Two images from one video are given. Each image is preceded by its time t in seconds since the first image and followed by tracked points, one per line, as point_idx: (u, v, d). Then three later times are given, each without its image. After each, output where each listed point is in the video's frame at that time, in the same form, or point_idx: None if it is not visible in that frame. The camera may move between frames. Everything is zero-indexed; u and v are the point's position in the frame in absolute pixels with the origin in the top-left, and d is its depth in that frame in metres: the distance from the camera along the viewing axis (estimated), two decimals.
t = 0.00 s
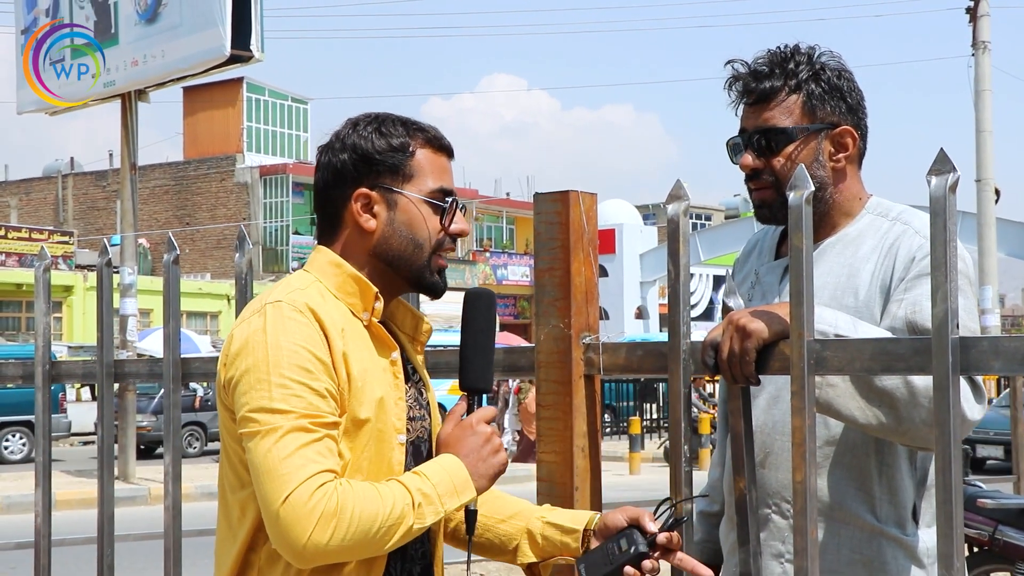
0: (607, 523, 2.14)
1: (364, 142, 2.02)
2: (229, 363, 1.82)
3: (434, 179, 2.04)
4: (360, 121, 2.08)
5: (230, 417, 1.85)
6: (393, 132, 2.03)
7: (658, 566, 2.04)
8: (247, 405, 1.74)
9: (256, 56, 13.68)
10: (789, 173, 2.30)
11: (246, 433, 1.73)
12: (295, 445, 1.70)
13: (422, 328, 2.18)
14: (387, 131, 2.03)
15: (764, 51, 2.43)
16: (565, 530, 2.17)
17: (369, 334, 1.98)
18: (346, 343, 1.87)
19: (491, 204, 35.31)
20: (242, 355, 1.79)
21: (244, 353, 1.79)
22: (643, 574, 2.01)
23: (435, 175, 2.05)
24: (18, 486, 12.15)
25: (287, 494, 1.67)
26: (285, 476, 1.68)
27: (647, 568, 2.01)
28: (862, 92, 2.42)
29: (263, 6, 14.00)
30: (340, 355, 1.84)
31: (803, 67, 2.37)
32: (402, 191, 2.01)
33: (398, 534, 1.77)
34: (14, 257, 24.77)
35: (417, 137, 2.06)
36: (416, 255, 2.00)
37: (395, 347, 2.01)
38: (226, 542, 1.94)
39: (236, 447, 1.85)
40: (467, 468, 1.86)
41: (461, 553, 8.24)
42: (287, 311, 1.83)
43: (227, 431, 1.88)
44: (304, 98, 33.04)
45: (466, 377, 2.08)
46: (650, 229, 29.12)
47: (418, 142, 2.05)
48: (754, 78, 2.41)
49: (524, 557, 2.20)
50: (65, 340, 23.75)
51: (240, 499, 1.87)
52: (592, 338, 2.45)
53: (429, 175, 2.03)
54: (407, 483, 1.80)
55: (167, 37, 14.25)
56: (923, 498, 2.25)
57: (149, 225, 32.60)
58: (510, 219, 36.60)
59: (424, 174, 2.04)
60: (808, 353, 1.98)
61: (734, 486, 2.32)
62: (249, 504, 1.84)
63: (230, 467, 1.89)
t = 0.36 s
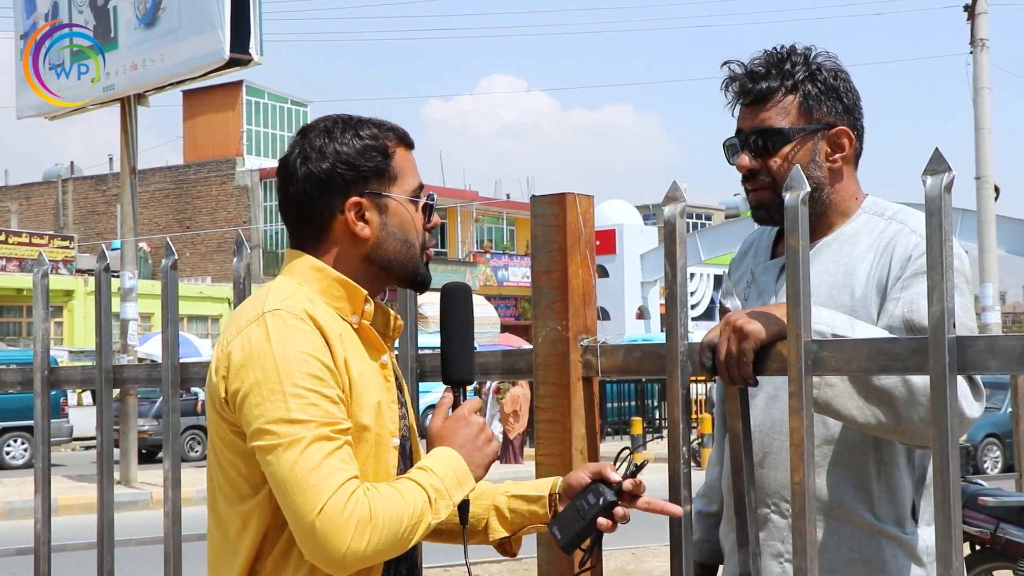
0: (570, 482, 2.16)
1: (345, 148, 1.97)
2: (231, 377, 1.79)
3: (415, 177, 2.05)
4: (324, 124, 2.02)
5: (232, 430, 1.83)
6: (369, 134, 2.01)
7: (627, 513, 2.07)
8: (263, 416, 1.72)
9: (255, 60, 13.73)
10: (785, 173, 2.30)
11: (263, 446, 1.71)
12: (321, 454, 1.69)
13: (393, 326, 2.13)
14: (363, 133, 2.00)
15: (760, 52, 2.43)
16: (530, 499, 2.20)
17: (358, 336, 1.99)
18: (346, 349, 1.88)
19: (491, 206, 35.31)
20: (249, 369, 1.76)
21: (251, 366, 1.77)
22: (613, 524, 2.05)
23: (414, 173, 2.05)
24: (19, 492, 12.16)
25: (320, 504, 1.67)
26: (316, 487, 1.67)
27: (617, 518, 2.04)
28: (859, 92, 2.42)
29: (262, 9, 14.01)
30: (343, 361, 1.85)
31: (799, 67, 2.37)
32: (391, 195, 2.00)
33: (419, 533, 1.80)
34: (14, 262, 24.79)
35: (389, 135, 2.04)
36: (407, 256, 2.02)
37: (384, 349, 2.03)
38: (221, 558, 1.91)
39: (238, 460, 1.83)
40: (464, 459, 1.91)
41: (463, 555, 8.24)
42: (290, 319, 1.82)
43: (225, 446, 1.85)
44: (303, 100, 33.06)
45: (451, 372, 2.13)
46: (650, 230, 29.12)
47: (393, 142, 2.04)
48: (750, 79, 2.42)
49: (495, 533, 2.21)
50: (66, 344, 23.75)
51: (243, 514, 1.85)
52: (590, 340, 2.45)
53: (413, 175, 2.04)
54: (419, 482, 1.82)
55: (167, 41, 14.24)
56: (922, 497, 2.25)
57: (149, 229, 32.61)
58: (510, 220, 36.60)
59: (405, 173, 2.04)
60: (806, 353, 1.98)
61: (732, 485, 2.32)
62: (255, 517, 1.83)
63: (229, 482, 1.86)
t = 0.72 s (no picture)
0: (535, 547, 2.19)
1: (325, 147, 1.97)
2: (234, 385, 1.77)
3: (394, 173, 2.06)
4: (301, 124, 2.01)
5: (234, 437, 1.81)
6: (347, 131, 2.01)
7: None
8: (274, 424, 1.71)
9: (250, 66, 13.71)
10: (779, 177, 2.31)
11: (275, 454, 1.70)
12: (338, 459, 1.71)
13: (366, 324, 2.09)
14: (341, 131, 2.00)
15: (753, 56, 2.44)
16: (491, 548, 2.23)
17: (348, 337, 2.00)
18: (344, 351, 1.90)
19: (488, 210, 35.33)
20: (255, 377, 1.75)
21: (257, 373, 1.75)
22: None
23: (392, 169, 2.06)
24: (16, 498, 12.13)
25: (343, 509, 1.68)
26: (337, 492, 1.69)
27: None
28: (851, 96, 2.42)
29: (257, 14, 14.01)
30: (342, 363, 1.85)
31: (792, 72, 2.37)
32: (372, 193, 2.00)
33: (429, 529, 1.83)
34: (11, 268, 24.77)
35: (366, 133, 2.05)
36: (389, 253, 2.03)
37: (374, 351, 2.04)
38: (220, 566, 1.89)
39: (242, 467, 1.82)
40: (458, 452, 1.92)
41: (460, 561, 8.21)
42: (292, 324, 1.81)
43: (226, 454, 1.83)
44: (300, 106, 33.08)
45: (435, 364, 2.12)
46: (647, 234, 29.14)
47: (371, 138, 2.04)
48: (744, 83, 2.42)
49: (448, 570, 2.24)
50: (63, 350, 23.73)
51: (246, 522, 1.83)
52: (584, 344, 2.45)
53: (393, 172, 2.04)
54: (424, 478, 1.84)
55: (162, 48, 14.24)
56: (915, 499, 2.25)
57: (146, 235, 32.59)
58: (507, 225, 36.63)
59: (385, 171, 2.05)
60: (799, 357, 1.98)
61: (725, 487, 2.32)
62: (259, 524, 1.82)
63: (230, 489, 1.85)
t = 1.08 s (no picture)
0: (535, 553, 2.22)
1: (310, 147, 1.96)
2: (230, 390, 1.76)
3: (379, 172, 2.06)
4: (285, 125, 2.00)
5: (231, 442, 1.80)
6: (330, 130, 2.01)
7: None
8: (273, 426, 1.70)
9: (248, 65, 13.70)
10: (772, 178, 2.30)
11: (274, 456, 1.69)
12: (339, 459, 1.70)
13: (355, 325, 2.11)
14: (325, 129, 2.00)
15: (747, 56, 2.43)
16: (486, 554, 2.25)
17: (339, 338, 2.00)
18: (337, 352, 1.89)
19: (485, 210, 35.33)
20: (252, 380, 1.74)
21: (253, 376, 1.74)
22: None
23: (378, 168, 2.06)
24: (12, 499, 12.11)
25: (346, 510, 1.67)
26: (340, 493, 1.68)
27: None
28: (844, 97, 2.42)
29: (254, 14, 13.99)
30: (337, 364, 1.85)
31: (786, 72, 2.37)
32: (358, 192, 1.99)
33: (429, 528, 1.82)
34: (8, 268, 24.75)
35: (351, 132, 2.05)
36: (374, 252, 2.02)
37: (364, 351, 2.03)
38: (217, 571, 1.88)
39: (239, 471, 1.81)
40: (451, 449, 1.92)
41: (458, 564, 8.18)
42: (287, 326, 1.81)
43: (222, 459, 1.82)
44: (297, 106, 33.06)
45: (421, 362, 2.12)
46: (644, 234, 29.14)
47: (355, 137, 2.04)
48: (738, 83, 2.41)
49: None
50: (60, 350, 23.71)
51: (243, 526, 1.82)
52: (580, 343, 2.45)
53: (378, 171, 2.04)
54: (421, 476, 1.83)
55: (160, 47, 14.21)
56: (911, 498, 2.24)
57: (143, 235, 32.58)
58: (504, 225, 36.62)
59: (371, 170, 2.04)
60: (795, 357, 1.97)
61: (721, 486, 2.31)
62: (257, 528, 1.81)
63: (226, 493, 1.83)
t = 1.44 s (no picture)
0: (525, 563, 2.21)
1: (297, 145, 1.96)
2: (214, 391, 1.76)
3: (368, 171, 2.05)
4: (272, 123, 2.00)
5: (216, 445, 1.79)
6: (318, 128, 2.00)
7: None
8: (255, 428, 1.69)
9: (241, 64, 13.68)
10: (764, 174, 2.30)
11: (257, 458, 1.68)
12: (321, 461, 1.69)
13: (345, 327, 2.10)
14: (314, 127, 2.00)
15: (738, 54, 2.43)
16: (477, 562, 2.24)
17: (326, 338, 1.98)
18: (323, 352, 1.89)
19: (480, 209, 35.33)
20: (235, 381, 1.73)
21: (236, 378, 1.74)
22: None
23: (368, 166, 2.05)
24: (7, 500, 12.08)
25: (328, 512, 1.67)
26: (321, 495, 1.67)
27: None
28: (836, 93, 2.41)
29: (247, 12, 13.97)
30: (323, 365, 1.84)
31: (777, 69, 2.36)
32: (346, 190, 1.99)
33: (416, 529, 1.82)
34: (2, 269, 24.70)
35: (340, 130, 2.04)
36: (363, 252, 2.01)
37: (353, 352, 2.02)
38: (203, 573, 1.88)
39: (223, 473, 1.80)
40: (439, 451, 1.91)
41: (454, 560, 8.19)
42: (271, 328, 1.80)
43: (209, 461, 1.81)
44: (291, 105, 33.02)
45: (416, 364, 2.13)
46: (639, 232, 29.16)
47: (344, 135, 2.03)
48: (729, 81, 2.41)
49: None
50: (55, 351, 23.67)
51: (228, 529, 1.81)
52: (575, 341, 2.44)
53: (367, 169, 2.03)
54: (408, 480, 1.82)
55: (153, 46, 14.18)
56: (905, 493, 2.25)
57: (138, 235, 32.52)
58: (499, 223, 36.62)
59: (360, 169, 2.03)
60: (790, 353, 1.97)
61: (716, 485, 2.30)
62: (242, 531, 1.80)
63: (212, 495, 1.83)
